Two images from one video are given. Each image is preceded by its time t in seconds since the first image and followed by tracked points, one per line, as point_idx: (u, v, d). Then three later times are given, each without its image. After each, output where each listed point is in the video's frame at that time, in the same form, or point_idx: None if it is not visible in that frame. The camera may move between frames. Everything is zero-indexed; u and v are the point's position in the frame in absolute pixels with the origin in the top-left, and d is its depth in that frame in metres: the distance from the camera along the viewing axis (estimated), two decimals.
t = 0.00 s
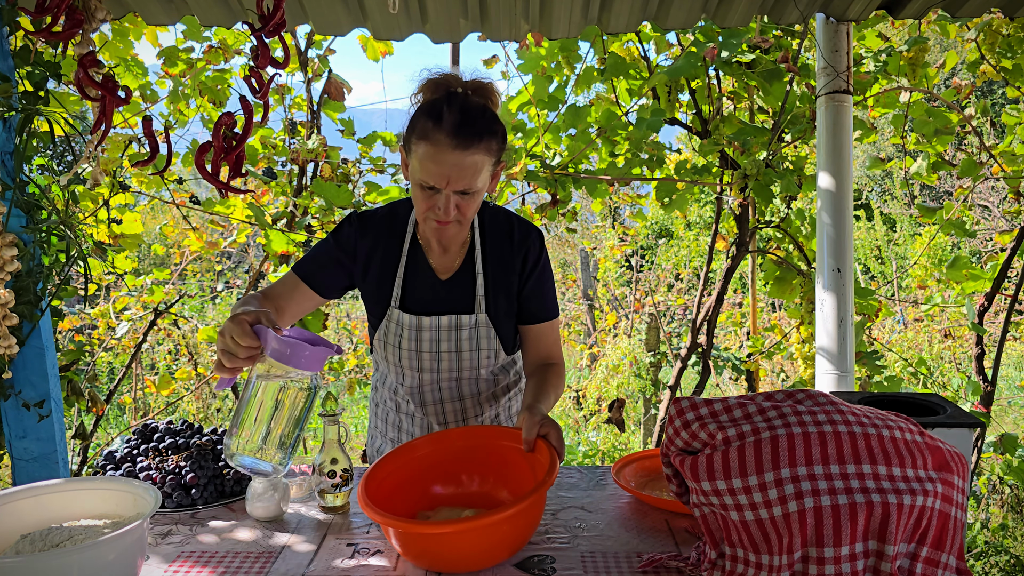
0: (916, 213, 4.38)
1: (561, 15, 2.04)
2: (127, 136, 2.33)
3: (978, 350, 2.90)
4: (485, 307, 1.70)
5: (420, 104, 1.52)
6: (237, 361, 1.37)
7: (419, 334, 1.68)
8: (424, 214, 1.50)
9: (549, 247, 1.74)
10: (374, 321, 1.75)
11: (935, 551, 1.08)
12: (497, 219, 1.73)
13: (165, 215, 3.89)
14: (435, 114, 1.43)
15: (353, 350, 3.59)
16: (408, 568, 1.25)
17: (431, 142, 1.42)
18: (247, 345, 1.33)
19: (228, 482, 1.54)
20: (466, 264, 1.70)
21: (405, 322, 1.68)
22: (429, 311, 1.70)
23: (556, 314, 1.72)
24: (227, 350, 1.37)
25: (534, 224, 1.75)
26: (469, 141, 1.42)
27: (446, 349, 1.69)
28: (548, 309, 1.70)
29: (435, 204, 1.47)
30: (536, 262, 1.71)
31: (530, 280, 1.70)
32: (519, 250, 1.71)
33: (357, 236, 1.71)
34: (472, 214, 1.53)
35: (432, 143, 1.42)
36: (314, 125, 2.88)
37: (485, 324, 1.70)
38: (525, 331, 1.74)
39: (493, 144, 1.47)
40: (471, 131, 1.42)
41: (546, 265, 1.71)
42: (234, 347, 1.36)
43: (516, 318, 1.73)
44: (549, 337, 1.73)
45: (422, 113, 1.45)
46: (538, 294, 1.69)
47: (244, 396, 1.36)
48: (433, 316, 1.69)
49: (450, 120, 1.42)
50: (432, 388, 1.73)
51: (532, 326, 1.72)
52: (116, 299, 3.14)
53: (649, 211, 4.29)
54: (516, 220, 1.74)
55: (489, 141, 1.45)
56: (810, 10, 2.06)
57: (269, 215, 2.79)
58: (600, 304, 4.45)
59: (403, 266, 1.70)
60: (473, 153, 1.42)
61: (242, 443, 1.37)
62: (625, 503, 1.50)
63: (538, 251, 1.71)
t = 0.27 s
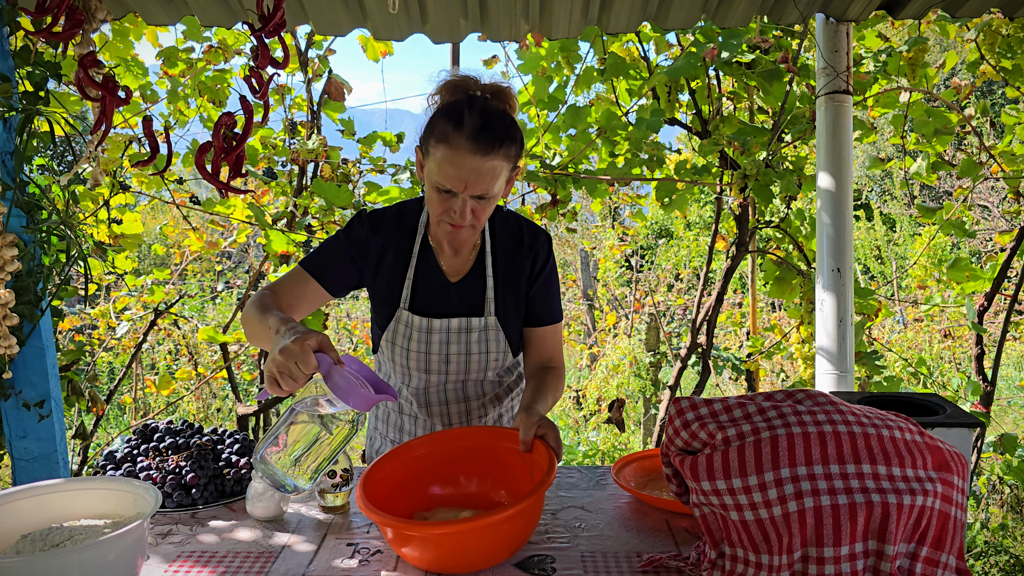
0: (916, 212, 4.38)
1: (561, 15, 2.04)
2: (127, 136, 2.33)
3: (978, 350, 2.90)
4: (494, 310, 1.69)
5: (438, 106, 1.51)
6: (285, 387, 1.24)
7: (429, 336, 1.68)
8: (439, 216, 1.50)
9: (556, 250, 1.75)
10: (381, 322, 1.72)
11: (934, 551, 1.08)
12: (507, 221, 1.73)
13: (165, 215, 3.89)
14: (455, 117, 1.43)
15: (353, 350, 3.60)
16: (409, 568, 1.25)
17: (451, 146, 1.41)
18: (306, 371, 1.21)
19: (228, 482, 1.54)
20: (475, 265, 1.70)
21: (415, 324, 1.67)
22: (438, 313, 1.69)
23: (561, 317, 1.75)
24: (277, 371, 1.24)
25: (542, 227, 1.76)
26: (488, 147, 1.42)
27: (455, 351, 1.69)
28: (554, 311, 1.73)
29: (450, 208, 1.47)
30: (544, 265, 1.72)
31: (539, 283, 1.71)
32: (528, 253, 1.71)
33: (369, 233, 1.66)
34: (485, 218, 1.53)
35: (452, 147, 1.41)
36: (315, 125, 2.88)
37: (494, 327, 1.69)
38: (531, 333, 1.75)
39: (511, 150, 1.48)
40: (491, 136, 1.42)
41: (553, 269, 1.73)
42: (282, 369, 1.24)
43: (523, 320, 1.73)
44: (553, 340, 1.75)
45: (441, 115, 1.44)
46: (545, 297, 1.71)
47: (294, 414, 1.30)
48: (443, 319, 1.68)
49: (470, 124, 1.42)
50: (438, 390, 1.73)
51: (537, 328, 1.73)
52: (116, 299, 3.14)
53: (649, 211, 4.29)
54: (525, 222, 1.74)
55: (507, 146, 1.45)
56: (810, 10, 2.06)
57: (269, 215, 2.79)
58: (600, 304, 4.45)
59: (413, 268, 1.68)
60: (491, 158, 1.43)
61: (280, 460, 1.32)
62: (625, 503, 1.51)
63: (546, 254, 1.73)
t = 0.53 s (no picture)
0: (916, 212, 4.38)
1: (561, 15, 2.04)
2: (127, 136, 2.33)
3: (978, 350, 2.90)
4: (497, 312, 1.69)
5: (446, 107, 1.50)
6: (312, 384, 1.23)
7: (431, 338, 1.67)
8: (446, 219, 1.50)
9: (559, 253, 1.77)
10: (384, 322, 1.71)
11: (935, 551, 1.08)
12: (511, 223, 1.73)
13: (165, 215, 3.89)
14: (464, 121, 1.42)
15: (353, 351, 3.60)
16: (409, 568, 1.24)
17: (459, 150, 1.41)
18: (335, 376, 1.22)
19: (228, 482, 1.54)
20: (479, 267, 1.70)
21: (418, 325, 1.67)
22: (442, 314, 1.69)
23: (563, 319, 1.76)
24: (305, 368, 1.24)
25: (545, 229, 1.77)
26: (497, 152, 1.41)
27: (457, 353, 1.69)
28: (556, 314, 1.74)
29: (457, 211, 1.47)
30: (547, 268, 1.73)
31: (542, 285, 1.72)
32: (532, 255, 1.72)
33: (375, 231, 1.65)
34: (491, 221, 1.53)
35: (460, 150, 1.41)
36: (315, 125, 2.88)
37: (497, 329, 1.69)
38: (532, 334, 1.76)
39: (519, 154, 1.48)
40: (501, 141, 1.42)
41: (555, 272, 1.75)
42: (311, 367, 1.23)
43: (526, 322, 1.74)
44: (555, 342, 1.77)
45: (450, 118, 1.44)
46: (549, 299, 1.73)
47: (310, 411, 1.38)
48: (446, 320, 1.68)
49: (480, 128, 1.41)
50: (439, 390, 1.73)
51: (539, 330, 1.74)
52: (116, 300, 3.14)
53: (649, 211, 4.29)
54: (530, 224, 1.74)
55: (516, 151, 1.45)
56: (810, 10, 2.05)
57: (269, 215, 2.79)
58: (600, 304, 4.45)
59: (417, 269, 1.67)
60: (500, 164, 1.42)
61: (284, 460, 1.34)
62: (625, 503, 1.50)
63: (549, 257, 1.74)
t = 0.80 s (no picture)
0: (916, 212, 4.38)
1: (561, 15, 2.04)
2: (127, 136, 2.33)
3: (978, 350, 2.89)
4: (499, 314, 1.69)
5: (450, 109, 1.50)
6: (322, 383, 1.22)
7: (433, 338, 1.67)
8: (449, 221, 1.50)
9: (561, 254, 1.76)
10: (385, 322, 1.71)
11: (934, 551, 1.08)
12: (513, 225, 1.72)
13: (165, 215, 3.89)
14: (469, 123, 1.42)
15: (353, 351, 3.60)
16: (409, 568, 1.24)
17: (464, 153, 1.41)
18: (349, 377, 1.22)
19: (228, 482, 1.54)
20: (481, 268, 1.70)
21: (420, 326, 1.67)
22: (443, 314, 1.69)
23: (563, 321, 1.76)
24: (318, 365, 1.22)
25: (547, 230, 1.76)
26: (502, 154, 1.41)
27: (458, 353, 1.70)
28: (557, 315, 1.74)
29: (461, 214, 1.47)
30: (548, 269, 1.73)
31: (543, 287, 1.73)
32: (534, 256, 1.71)
33: (381, 228, 1.65)
34: (494, 224, 1.53)
35: (465, 153, 1.41)
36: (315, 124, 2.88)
37: (499, 330, 1.69)
38: (533, 335, 1.76)
39: (523, 157, 1.48)
40: (505, 144, 1.42)
41: (557, 273, 1.75)
42: (324, 365, 1.22)
43: (527, 323, 1.74)
44: (555, 344, 1.77)
45: (455, 120, 1.44)
46: (550, 301, 1.73)
47: (311, 409, 1.38)
48: (447, 321, 1.68)
49: (484, 131, 1.41)
50: (440, 391, 1.73)
51: (540, 332, 1.75)
52: (116, 300, 3.14)
53: (649, 211, 4.29)
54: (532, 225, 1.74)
55: (520, 154, 1.45)
56: (810, 10, 2.05)
57: (269, 215, 2.79)
58: (600, 304, 4.45)
59: (419, 269, 1.67)
60: (504, 166, 1.42)
61: (280, 454, 1.33)
62: (625, 503, 1.51)
63: (551, 258, 1.74)
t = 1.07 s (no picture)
0: (916, 212, 4.38)
1: (561, 15, 2.04)
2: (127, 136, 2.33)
3: (978, 350, 2.89)
4: (499, 314, 1.69)
5: (451, 110, 1.50)
6: (320, 382, 1.22)
7: (433, 339, 1.67)
8: (449, 222, 1.50)
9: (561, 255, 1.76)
10: (385, 322, 1.71)
11: (935, 551, 1.08)
12: (514, 226, 1.72)
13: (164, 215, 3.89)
14: (470, 124, 1.42)
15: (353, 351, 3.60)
16: (409, 568, 1.24)
17: (465, 154, 1.41)
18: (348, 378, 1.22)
19: (228, 482, 1.54)
20: (481, 269, 1.69)
21: (420, 326, 1.67)
22: (443, 315, 1.69)
23: (563, 321, 1.76)
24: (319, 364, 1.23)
25: (547, 231, 1.76)
26: (503, 156, 1.41)
27: (458, 354, 1.69)
28: (557, 316, 1.74)
29: (461, 215, 1.47)
30: (548, 270, 1.73)
31: (543, 288, 1.73)
32: (534, 257, 1.72)
33: (383, 227, 1.65)
34: (495, 225, 1.53)
35: (466, 154, 1.41)
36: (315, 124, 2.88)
37: (499, 331, 1.69)
38: (533, 336, 1.76)
39: (524, 159, 1.48)
40: (506, 146, 1.42)
41: (556, 274, 1.75)
42: (324, 363, 1.23)
43: (527, 324, 1.74)
44: (555, 345, 1.77)
45: (456, 121, 1.44)
46: (550, 301, 1.73)
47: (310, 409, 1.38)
48: (448, 321, 1.68)
49: (485, 133, 1.41)
50: (440, 391, 1.73)
51: (540, 332, 1.75)
52: (116, 300, 3.14)
53: (649, 211, 4.29)
54: (532, 226, 1.74)
55: (521, 156, 1.45)
56: (811, 10, 2.05)
57: (269, 215, 2.79)
58: (600, 304, 4.45)
59: (420, 269, 1.67)
60: (505, 168, 1.42)
61: (275, 452, 1.35)
62: (625, 503, 1.50)
63: (551, 259, 1.74)
